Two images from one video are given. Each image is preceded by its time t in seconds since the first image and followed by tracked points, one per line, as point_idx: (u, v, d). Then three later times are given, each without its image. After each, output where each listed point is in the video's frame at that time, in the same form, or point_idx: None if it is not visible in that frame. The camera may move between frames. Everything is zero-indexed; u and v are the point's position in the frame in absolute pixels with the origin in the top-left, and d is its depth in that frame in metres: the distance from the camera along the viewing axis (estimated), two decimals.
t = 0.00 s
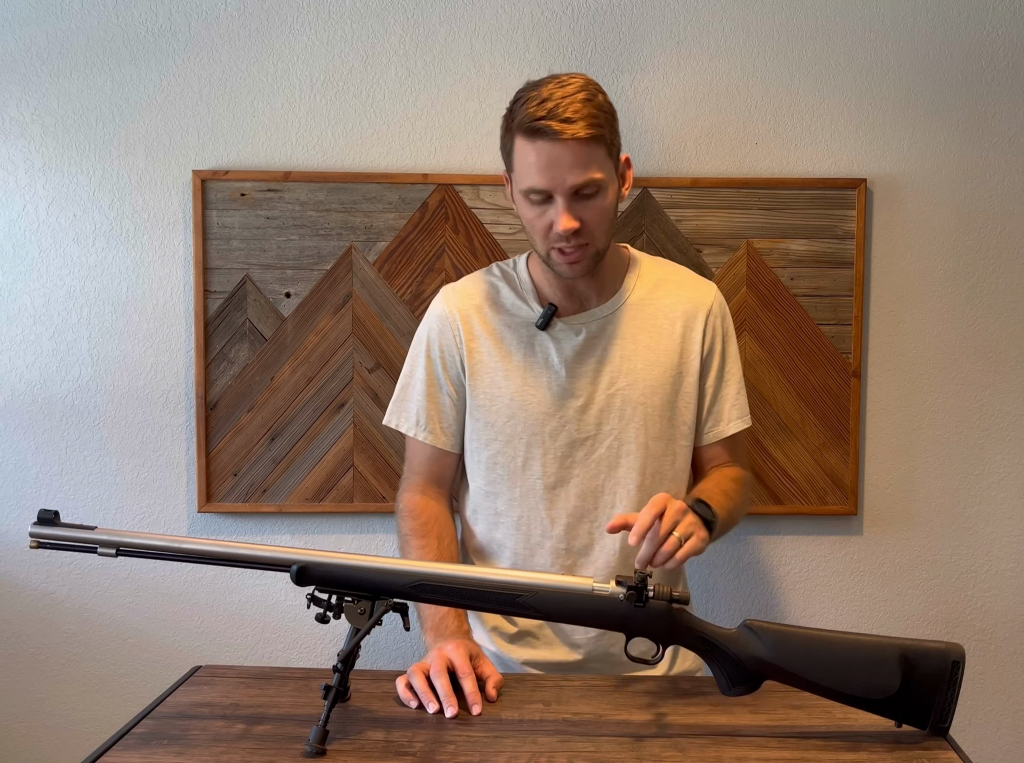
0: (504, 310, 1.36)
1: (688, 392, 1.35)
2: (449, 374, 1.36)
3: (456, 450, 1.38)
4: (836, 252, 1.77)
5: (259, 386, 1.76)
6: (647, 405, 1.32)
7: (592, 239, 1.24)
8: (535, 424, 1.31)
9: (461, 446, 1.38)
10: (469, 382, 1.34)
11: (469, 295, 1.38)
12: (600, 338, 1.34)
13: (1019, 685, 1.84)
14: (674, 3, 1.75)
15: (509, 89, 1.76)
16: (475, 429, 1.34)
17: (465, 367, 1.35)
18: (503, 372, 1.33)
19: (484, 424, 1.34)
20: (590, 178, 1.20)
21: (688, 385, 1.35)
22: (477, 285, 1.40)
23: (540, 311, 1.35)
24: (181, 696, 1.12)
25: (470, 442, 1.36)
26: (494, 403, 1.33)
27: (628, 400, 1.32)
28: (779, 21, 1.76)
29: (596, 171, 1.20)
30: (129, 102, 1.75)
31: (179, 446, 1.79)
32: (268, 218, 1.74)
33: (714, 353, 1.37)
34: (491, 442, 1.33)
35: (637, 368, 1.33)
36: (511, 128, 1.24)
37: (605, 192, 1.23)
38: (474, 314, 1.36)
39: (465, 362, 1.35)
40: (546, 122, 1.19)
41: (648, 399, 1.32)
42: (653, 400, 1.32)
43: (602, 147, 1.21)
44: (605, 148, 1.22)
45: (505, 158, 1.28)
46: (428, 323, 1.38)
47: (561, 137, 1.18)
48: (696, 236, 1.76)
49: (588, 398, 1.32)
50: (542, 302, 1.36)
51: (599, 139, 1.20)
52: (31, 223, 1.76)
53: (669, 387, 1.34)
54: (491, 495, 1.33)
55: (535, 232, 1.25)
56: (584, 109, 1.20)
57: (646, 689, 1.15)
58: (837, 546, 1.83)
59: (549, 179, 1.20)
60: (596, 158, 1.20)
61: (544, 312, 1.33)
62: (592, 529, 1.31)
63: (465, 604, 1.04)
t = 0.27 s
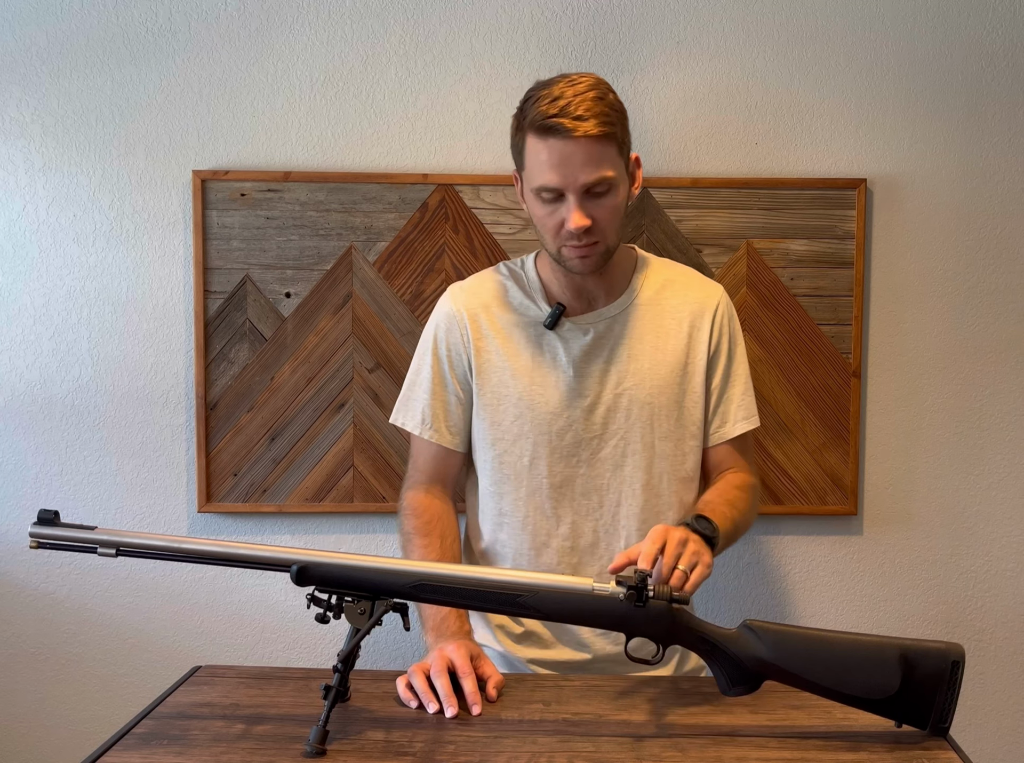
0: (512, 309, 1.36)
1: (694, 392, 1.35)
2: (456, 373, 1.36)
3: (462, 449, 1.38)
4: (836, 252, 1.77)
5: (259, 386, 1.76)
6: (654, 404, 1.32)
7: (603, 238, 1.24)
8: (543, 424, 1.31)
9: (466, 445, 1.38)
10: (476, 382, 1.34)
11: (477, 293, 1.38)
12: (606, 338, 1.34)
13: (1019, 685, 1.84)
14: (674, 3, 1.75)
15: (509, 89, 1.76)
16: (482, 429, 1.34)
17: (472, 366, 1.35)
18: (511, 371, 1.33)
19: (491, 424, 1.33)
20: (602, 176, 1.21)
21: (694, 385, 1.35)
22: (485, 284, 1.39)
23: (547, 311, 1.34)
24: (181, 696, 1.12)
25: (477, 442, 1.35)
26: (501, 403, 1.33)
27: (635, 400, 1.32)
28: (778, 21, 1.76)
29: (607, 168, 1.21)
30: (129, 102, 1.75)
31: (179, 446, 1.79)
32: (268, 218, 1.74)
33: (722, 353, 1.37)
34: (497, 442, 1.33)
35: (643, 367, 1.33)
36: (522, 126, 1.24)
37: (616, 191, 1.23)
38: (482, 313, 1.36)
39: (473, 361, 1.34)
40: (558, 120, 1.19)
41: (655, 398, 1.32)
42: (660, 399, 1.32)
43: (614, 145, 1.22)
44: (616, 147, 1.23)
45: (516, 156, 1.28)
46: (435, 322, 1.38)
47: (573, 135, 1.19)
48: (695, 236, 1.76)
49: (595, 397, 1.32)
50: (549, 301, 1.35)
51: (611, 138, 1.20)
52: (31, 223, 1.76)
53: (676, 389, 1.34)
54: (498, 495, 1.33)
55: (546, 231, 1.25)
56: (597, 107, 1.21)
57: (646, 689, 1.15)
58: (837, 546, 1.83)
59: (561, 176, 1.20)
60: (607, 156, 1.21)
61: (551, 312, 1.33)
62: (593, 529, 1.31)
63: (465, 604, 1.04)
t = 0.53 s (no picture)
0: (510, 307, 1.36)
1: (694, 394, 1.34)
2: (456, 371, 1.36)
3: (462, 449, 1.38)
4: (836, 252, 1.77)
5: (259, 386, 1.76)
6: (650, 405, 1.31)
7: (605, 216, 1.26)
8: (536, 421, 1.31)
9: (467, 443, 1.39)
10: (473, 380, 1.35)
11: (476, 291, 1.38)
12: (603, 337, 1.33)
13: (1019, 685, 1.84)
14: (674, 3, 1.75)
15: (509, 89, 1.76)
16: (478, 426, 1.34)
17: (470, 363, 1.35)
18: (507, 369, 1.33)
19: (487, 421, 1.34)
20: (609, 151, 1.25)
21: (694, 387, 1.34)
22: (485, 283, 1.40)
23: (544, 309, 1.34)
24: (181, 696, 1.12)
25: (474, 439, 1.36)
26: (497, 401, 1.33)
27: (631, 400, 1.31)
28: (779, 21, 1.76)
29: (615, 143, 1.26)
30: (129, 102, 1.75)
31: (179, 446, 1.79)
32: (268, 218, 1.74)
33: (724, 356, 1.36)
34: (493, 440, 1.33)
35: (640, 367, 1.32)
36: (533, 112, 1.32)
37: (622, 171, 1.27)
38: (480, 311, 1.36)
39: (471, 359, 1.35)
40: (570, 92, 1.26)
41: (651, 399, 1.31)
42: (656, 400, 1.32)
43: (622, 126, 1.27)
44: (625, 130, 1.28)
45: (524, 144, 1.34)
46: (435, 321, 1.38)
47: (585, 107, 1.25)
48: (695, 236, 1.76)
49: (590, 396, 1.31)
50: (547, 298, 1.36)
51: (621, 117, 1.27)
52: (31, 223, 1.76)
53: (674, 390, 1.33)
54: (494, 491, 1.33)
55: (549, 204, 1.27)
56: (607, 89, 1.28)
57: (646, 689, 1.15)
58: (837, 546, 1.83)
59: (570, 146, 1.25)
60: (615, 134, 1.26)
61: (547, 310, 1.33)
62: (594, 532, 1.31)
63: (465, 604, 1.04)
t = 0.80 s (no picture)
0: (508, 303, 1.36)
1: (692, 391, 1.34)
2: (454, 368, 1.37)
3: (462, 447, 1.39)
4: (837, 252, 1.77)
5: (259, 386, 1.76)
6: (646, 401, 1.31)
7: (610, 206, 1.26)
8: (531, 416, 1.31)
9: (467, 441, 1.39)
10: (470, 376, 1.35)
11: (475, 289, 1.39)
12: (599, 333, 1.33)
13: (1019, 685, 1.84)
14: (674, 3, 1.75)
15: (509, 89, 1.76)
16: (475, 422, 1.34)
17: (467, 360, 1.35)
18: (502, 364, 1.33)
19: (484, 418, 1.33)
20: (619, 143, 1.26)
21: (691, 385, 1.34)
22: (483, 281, 1.40)
23: (540, 305, 1.34)
24: (181, 696, 1.12)
25: (472, 435, 1.35)
26: (494, 397, 1.33)
27: (626, 395, 1.31)
28: (779, 22, 1.76)
29: (626, 136, 1.27)
30: (129, 102, 1.75)
31: (179, 446, 1.79)
32: (268, 218, 1.74)
33: (722, 353, 1.36)
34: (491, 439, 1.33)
35: (635, 363, 1.32)
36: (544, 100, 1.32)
37: (629, 166, 1.28)
38: (478, 308, 1.37)
39: (468, 356, 1.35)
40: (586, 83, 1.27)
41: (647, 395, 1.31)
42: (652, 396, 1.31)
43: (633, 122, 1.29)
44: (635, 126, 1.30)
45: (532, 131, 1.34)
46: (435, 319, 1.39)
47: (600, 98, 1.27)
48: (696, 236, 1.76)
49: (585, 391, 1.31)
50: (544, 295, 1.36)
51: (633, 113, 1.28)
52: (31, 223, 1.76)
53: (671, 386, 1.32)
54: (490, 487, 1.33)
55: (555, 190, 1.27)
56: (621, 83, 1.29)
57: (646, 689, 1.15)
58: (837, 546, 1.83)
59: (582, 134, 1.26)
60: (627, 128, 1.28)
61: (544, 306, 1.33)
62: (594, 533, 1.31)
63: (465, 604, 1.04)
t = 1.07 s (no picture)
0: (508, 302, 1.36)
1: (691, 390, 1.34)
2: (454, 367, 1.36)
3: (462, 445, 1.39)
4: (837, 252, 1.77)
5: (259, 386, 1.76)
6: (645, 400, 1.31)
7: (615, 204, 1.27)
8: (531, 414, 1.31)
9: (466, 439, 1.38)
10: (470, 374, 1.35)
11: (475, 287, 1.39)
12: (599, 331, 1.33)
13: (1019, 685, 1.84)
14: (674, 3, 1.75)
15: (509, 89, 1.76)
16: (475, 421, 1.34)
17: (467, 359, 1.35)
18: (503, 363, 1.33)
19: (484, 418, 1.33)
20: (626, 143, 1.28)
21: (690, 384, 1.34)
22: (483, 281, 1.40)
23: (541, 303, 1.34)
24: (181, 696, 1.12)
25: (472, 433, 1.35)
26: (494, 395, 1.33)
27: (626, 394, 1.31)
28: (778, 22, 1.76)
29: (633, 136, 1.29)
30: (128, 102, 1.75)
31: (180, 446, 1.79)
32: (268, 218, 1.74)
33: (722, 353, 1.36)
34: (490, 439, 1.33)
35: (635, 361, 1.32)
36: (553, 98, 1.33)
37: (635, 165, 1.30)
38: (477, 307, 1.37)
39: (468, 354, 1.35)
40: (596, 81, 1.28)
41: (647, 394, 1.31)
42: (652, 395, 1.31)
43: (641, 122, 1.31)
44: (642, 126, 1.32)
45: (540, 128, 1.35)
46: (435, 317, 1.39)
47: (608, 96, 1.28)
48: (696, 236, 1.76)
49: (585, 390, 1.31)
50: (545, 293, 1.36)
51: (641, 113, 1.30)
52: (30, 223, 1.76)
53: (671, 385, 1.32)
54: (489, 485, 1.33)
55: (561, 187, 1.28)
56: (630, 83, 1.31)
57: (646, 689, 1.15)
58: (837, 545, 1.83)
59: (590, 132, 1.27)
60: (634, 128, 1.29)
61: (544, 304, 1.33)
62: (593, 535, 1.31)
63: (465, 604, 1.04)
